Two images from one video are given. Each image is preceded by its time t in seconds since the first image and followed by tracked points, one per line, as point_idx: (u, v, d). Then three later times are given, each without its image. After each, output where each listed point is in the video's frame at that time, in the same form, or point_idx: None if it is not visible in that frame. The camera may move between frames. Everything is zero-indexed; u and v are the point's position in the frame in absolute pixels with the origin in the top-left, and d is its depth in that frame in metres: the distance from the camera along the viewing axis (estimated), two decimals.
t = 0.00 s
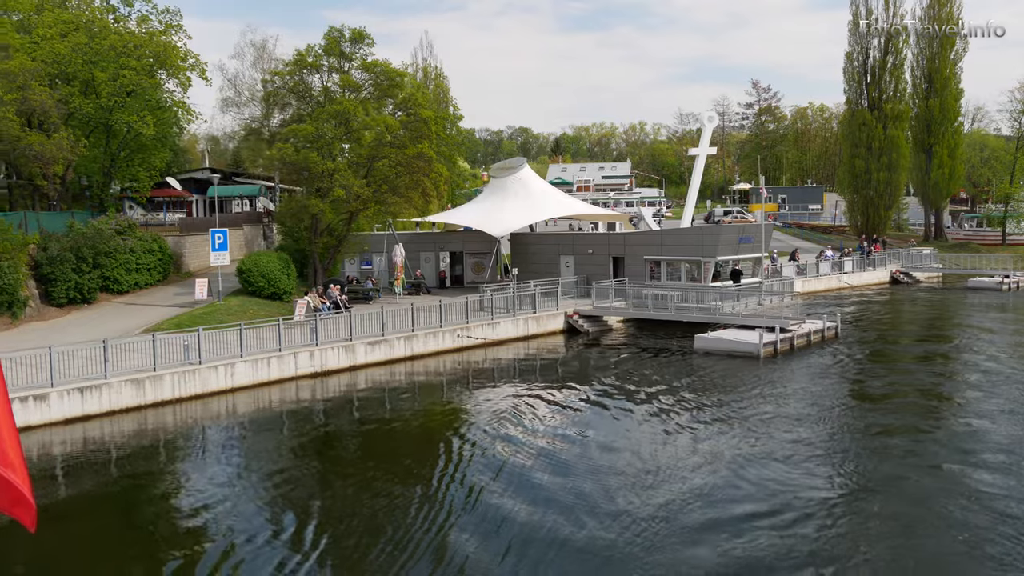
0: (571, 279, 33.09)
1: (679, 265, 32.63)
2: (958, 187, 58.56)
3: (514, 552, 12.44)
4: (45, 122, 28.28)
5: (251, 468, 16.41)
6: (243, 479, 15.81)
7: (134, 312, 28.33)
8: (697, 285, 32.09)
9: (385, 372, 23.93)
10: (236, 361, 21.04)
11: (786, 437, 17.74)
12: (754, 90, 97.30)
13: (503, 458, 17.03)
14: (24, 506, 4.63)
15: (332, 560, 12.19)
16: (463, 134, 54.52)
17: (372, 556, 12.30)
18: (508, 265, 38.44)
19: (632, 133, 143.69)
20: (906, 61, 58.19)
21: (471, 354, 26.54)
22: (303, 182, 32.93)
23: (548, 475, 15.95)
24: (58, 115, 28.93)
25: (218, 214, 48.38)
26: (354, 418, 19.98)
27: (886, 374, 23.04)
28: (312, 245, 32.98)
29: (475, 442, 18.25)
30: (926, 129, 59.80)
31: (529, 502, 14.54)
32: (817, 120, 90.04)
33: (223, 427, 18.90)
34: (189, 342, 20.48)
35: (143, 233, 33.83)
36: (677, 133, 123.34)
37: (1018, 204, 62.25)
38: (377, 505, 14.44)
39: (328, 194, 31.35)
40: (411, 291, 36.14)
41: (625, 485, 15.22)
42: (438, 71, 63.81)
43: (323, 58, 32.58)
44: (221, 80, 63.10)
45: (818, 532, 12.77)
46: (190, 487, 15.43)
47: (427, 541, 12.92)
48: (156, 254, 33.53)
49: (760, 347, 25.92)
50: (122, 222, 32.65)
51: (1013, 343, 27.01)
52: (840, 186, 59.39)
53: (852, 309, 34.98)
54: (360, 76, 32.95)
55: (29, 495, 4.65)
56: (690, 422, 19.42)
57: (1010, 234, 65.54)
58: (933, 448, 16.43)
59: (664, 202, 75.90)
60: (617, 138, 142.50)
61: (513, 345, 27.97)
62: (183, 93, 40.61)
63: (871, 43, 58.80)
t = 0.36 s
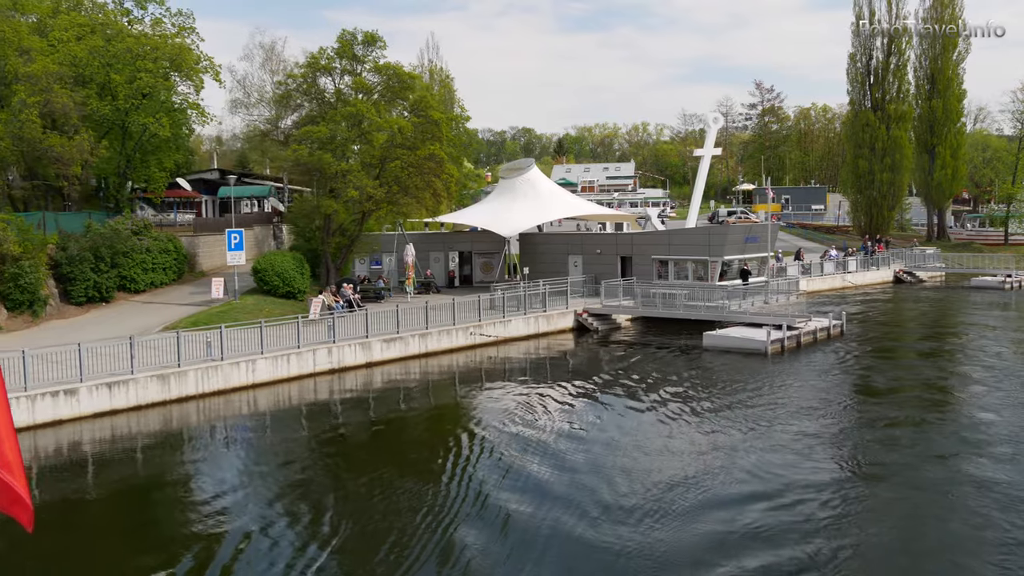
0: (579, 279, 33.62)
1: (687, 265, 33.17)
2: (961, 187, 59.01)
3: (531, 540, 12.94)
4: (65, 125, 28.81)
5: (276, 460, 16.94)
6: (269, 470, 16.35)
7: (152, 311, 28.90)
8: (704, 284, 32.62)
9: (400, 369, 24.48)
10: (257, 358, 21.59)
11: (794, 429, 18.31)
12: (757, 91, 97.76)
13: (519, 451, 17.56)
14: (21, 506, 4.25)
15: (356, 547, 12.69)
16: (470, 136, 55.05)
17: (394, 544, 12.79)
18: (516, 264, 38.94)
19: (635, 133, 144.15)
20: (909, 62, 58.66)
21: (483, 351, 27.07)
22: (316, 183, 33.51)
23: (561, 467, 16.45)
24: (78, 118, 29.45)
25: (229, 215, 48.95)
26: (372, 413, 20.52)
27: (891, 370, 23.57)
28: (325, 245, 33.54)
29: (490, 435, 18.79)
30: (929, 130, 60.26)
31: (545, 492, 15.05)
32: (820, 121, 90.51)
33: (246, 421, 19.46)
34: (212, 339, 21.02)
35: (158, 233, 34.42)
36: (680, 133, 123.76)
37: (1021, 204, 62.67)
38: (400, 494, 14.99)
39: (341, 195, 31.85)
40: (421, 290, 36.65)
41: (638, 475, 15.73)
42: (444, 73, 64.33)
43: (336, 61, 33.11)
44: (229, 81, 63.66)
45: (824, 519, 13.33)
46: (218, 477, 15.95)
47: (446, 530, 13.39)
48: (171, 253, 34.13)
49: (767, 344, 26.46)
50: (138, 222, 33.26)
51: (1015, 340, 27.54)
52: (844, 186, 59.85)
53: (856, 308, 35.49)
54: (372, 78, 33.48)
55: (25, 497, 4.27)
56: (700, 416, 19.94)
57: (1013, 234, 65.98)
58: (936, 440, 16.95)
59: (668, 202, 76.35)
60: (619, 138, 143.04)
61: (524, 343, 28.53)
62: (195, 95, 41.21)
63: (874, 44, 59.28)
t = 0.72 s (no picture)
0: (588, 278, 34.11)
1: (694, 264, 33.65)
2: (964, 187, 59.44)
3: (547, 526, 13.41)
4: (85, 127, 29.52)
5: (299, 452, 17.45)
6: (293, 462, 16.86)
7: (169, 310, 29.46)
8: (711, 283, 33.10)
9: (415, 366, 25.00)
10: (277, 354, 22.11)
11: (802, 422, 18.82)
12: (760, 91, 98.21)
13: (534, 444, 18.06)
14: None
15: (378, 534, 13.14)
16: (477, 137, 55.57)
17: (414, 531, 13.23)
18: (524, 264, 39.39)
19: (637, 133, 144.64)
20: (912, 63, 59.13)
21: (495, 349, 27.57)
22: (328, 184, 33.99)
23: (576, 459, 16.94)
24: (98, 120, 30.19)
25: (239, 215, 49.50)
26: (390, 408, 21.03)
27: (896, 365, 24.06)
28: (337, 245, 34.04)
29: (506, 429, 19.29)
30: (932, 130, 60.69)
31: (562, 481, 15.55)
32: (823, 121, 90.98)
33: (268, 415, 19.98)
34: (233, 336, 21.56)
35: (173, 233, 35.06)
36: (683, 134, 124.23)
37: None
38: (422, 483, 15.53)
39: (354, 195, 32.34)
40: (432, 289, 37.12)
41: (652, 466, 16.23)
42: (451, 75, 64.92)
43: (348, 63, 33.58)
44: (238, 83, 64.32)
45: (831, 505, 13.82)
46: (245, 467, 16.47)
47: (464, 517, 13.84)
48: (186, 253, 34.73)
49: (774, 341, 26.95)
50: (154, 222, 33.88)
51: (1018, 336, 28.01)
52: (847, 187, 60.29)
53: (860, 306, 35.96)
54: (383, 80, 33.96)
55: None
56: (710, 410, 20.44)
57: (1015, 234, 66.40)
58: (940, 431, 17.43)
59: (672, 202, 76.86)
60: (622, 139, 143.53)
61: (535, 340, 29.05)
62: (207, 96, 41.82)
63: (877, 46, 59.73)
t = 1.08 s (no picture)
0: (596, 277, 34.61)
1: (701, 263, 34.15)
2: (967, 187, 59.89)
3: (563, 513, 13.91)
4: (104, 129, 30.23)
5: (322, 444, 17.97)
6: (316, 453, 17.38)
7: (186, 309, 30.04)
8: (718, 283, 33.60)
9: (430, 363, 25.56)
10: (296, 351, 22.65)
11: (810, 416, 19.35)
12: (763, 92, 98.65)
13: (549, 437, 18.58)
14: None
15: (401, 518, 13.64)
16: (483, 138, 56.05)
17: (435, 516, 13.72)
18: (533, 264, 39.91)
19: (640, 134, 145.20)
20: (915, 65, 59.59)
21: (507, 346, 28.11)
22: (340, 184, 34.44)
23: (590, 451, 17.46)
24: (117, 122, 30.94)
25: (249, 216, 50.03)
26: (407, 403, 21.57)
27: (900, 362, 24.58)
28: (350, 245, 34.58)
29: (521, 423, 19.81)
30: (935, 131, 61.11)
31: (578, 471, 16.08)
32: (826, 122, 91.44)
33: (289, 410, 20.51)
34: (254, 334, 22.14)
35: (188, 234, 35.64)
36: (686, 135, 124.71)
37: None
38: (442, 472, 16.07)
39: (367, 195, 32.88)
40: (442, 289, 37.62)
41: (665, 458, 16.76)
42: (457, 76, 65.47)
43: (361, 66, 34.04)
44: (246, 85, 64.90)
45: (839, 493, 14.36)
46: (270, 458, 16.99)
47: (483, 504, 14.33)
48: (201, 253, 35.34)
49: (782, 339, 27.48)
50: (169, 223, 34.51)
51: (1020, 334, 28.51)
52: (851, 187, 60.72)
53: (865, 305, 36.45)
54: (395, 83, 34.45)
55: None
56: (720, 405, 20.96)
57: (1018, 234, 66.82)
58: (944, 424, 17.97)
59: (676, 203, 77.34)
60: (625, 139, 144.04)
61: (546, 339, 29.58)
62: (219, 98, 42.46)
63: (881, 47, 60.16)
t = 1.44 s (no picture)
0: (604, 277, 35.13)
1: (708, 263, 34.66)
2: (970, 187, 60.32)
3: (578, 501, 14.43)
4: (124, 132, 30.75)
5: (343, 437, 18.53)
6: (338, 445, 17.92)
7: (203, 308, 30.61)
8: (725, 282, 34.12)
9: (444, 360, 26.12)
10: (315, 349, 23.22)
11: (818, 409, 19.88)
12: (766, 92, 99.06)
13: (564, 430, 19.12)
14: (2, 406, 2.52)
15: (421, 505, 14.18)
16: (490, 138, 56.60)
17: (453, 504, 14.27)
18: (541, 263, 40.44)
19: (643, 134, 145.68)
20: (918, 66, 60.04)
21: (519, 344, 28.67)
22: (352, 185, 34.94)
23: (605, 444, 17.99)
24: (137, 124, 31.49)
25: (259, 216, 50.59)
26: (424, 399, 22.12)
27: (905, 358, 25.10)
28: (362, 245, 35.15)
29: (537, 418, 20.35)
30: (938, 131, 61.57)
31: (593, 462, 16.62)
32: (829, 122, 91.84)
33: (310, 405, 21.06)
34: (274, 332, 22.70)
35: (202, 234, 36.23)
36: (690, 135, 125.15)
37: None
38: (462, 464, 16.61)
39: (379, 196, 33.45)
40: (452, 288, 38.15)
41: (677, 450, 17.28)
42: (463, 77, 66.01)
43: (373, 68, 34.48)
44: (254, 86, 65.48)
45: (845, 482, 14.91)
46: (295, 451, 17.54)
47: (499, 493, 14.86)
48: (215, 253, 35.92)
49: (789, 337, 28.00)
50: (185, 223, 35.09)
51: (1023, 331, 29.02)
52: (855, 187, 61.18)
53: (870, 304, 36.98)
54: (406, 85, 34.93)
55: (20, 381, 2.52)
56: (728, 400, 21.49)
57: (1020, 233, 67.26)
58: (947, 416, 18.49)
59: (680, 203, 77.83)
60: (628, 139, 144.61)
61: (557, 337, 30.13)
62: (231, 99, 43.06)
63: (884, 48, 60.61)
